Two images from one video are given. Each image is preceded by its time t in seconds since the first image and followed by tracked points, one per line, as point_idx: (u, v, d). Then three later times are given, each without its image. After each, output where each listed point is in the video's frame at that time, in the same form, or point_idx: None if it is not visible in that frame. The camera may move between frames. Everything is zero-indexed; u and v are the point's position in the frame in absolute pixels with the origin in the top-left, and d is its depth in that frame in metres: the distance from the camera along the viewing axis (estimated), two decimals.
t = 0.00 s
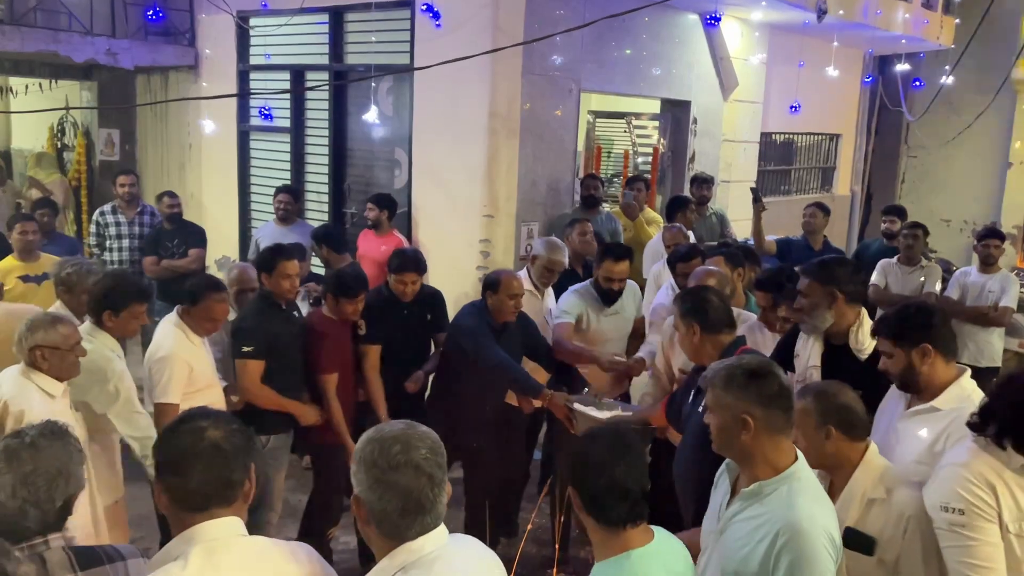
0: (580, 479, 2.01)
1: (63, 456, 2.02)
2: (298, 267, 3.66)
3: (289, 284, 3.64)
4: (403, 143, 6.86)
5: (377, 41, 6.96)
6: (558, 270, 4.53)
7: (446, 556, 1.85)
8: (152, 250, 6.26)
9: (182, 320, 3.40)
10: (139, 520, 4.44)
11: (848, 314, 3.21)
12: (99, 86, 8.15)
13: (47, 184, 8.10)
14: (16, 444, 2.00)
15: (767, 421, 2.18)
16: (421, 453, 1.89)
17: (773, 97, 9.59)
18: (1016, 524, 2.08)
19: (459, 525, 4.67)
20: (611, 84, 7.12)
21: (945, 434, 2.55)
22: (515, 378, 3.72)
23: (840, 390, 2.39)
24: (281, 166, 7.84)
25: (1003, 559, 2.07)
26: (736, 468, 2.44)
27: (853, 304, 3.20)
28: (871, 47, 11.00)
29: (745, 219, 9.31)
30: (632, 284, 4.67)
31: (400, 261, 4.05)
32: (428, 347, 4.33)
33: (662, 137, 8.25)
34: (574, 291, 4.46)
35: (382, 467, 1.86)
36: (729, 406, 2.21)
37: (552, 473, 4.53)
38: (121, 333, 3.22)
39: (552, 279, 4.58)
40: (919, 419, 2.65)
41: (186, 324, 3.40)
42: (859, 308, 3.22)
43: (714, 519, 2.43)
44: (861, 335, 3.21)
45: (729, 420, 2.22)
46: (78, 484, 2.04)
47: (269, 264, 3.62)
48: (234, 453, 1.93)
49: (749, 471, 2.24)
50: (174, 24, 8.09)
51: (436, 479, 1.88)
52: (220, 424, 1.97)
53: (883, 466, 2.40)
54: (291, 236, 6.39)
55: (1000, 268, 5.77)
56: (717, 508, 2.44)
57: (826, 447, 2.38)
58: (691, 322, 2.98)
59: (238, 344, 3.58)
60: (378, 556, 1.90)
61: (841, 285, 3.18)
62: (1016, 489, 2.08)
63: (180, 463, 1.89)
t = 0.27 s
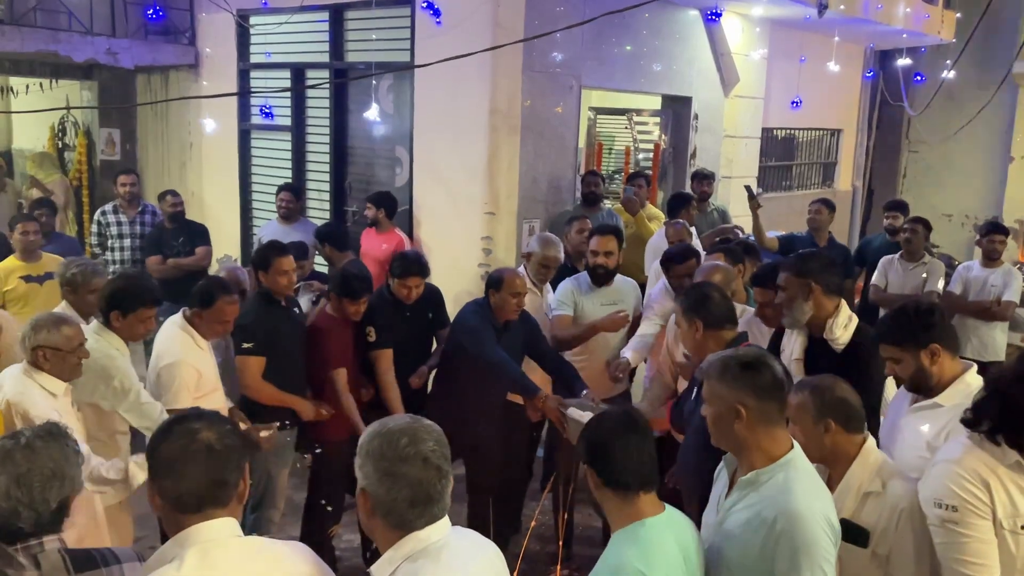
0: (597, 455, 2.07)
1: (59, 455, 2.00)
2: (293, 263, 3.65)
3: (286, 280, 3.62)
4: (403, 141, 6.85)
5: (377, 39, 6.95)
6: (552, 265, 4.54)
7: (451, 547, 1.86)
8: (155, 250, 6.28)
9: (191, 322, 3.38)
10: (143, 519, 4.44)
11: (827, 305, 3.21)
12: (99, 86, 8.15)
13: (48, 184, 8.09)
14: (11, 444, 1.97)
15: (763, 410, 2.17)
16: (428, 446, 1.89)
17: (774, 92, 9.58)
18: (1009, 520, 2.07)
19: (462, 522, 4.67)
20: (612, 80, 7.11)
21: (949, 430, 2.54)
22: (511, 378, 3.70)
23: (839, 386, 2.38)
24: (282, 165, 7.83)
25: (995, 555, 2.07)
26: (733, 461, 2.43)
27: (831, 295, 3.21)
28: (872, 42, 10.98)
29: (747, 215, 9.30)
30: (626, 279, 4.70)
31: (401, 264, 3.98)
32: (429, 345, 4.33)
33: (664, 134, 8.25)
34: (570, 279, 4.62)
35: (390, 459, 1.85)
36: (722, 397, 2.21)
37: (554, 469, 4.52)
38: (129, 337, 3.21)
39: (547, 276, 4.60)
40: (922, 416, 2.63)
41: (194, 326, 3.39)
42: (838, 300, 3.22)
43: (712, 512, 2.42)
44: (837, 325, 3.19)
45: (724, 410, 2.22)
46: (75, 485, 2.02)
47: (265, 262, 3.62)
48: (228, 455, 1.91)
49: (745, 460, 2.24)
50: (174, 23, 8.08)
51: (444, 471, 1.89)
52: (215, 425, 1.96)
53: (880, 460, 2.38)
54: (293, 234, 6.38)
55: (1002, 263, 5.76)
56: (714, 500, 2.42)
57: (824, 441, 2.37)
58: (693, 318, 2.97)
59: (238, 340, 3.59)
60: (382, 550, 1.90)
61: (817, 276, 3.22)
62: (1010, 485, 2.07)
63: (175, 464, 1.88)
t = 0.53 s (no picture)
0: (598, 442, 2.09)
1: (50, 453, 2.00)
2: (294, 256, 3.64)
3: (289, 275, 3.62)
4: (404, 138, 6.85)
5: (376, 35, 6.94)
6: (546, 260, 4.57)
7: (456, 540, 1.85)
8: (165, 246, 6.25)
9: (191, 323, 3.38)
10: (144, 517, 4.44)
11: (812, 297, 3.23)
12: (99, 85, 8.15)
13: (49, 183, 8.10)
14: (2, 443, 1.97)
15: (755, 394, 2.18)
16: (437, 440, 1.89)
17: (775, 86, 9.56)
18: (1004, 512, 2.03)
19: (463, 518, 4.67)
20: (612, 75, 7.09)
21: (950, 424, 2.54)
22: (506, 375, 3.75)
23: (835, 379, 2.39)
24: (283, 163, 7.83)
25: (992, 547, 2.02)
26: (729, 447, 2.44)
27: (814, 287, 3.22)
28: (872, 35, 10.95)
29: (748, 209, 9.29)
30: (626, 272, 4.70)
31: (401, 262, 3.99)
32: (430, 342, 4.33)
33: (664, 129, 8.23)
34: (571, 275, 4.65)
35: (401, 453, 1.85)
36: (716, 378, 2.23)
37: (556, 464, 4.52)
38: (122, 325, 3.26)
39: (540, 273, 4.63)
40: (923, 410, 2.64)
41: (194, 325, 3.39)
42: (823, 291, 3.24)
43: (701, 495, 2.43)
44: (822, 317, 3.21)
45: (716, 392, 2.23)
46: (66, 483, 2.01)
47: (266, 257, 3.60)
48: (219, 454, 1.91)
49: (736, 441, 2.25)
50: (173, 21, 8.07)
51: (452, 464, 1.90)
52: (206, 424, 1.95)
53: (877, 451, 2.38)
54: (295, 231, 6.38)
55: (1004, 255, 5.74)
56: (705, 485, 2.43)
57: (821, 433, 2.38)
58: (700, 312, 2.97)
59: (240, 336, 3.58)
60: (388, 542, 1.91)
61: (800, 270, 3.22)
62: (1002, 476, 2.03)
63: (164, 463, 1.87)
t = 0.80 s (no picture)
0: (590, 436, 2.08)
1: (44, 449, 2.01)
2: (294, 250, 3.63)
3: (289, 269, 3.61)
4: (403, 134, 6.84)
5: (375, 32, 6.93)
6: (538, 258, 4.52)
7: (457, 539, 1.86)
8: (170, 243, 6.24)
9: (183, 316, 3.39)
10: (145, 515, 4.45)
11: (795, 290, 3.30)
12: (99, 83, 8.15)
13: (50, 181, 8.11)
14: None
15: (738, 375, 2.21)
16: (436, 438, 1.89)
17: (775, 80, 9.55)
18: (995, 504, 2.02)
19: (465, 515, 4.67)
20: (611, 70, 7.08)
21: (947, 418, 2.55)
22: (507, 368, 3.75)
23: (838, 371, 2.36)
24: (282, 160, 7.83)
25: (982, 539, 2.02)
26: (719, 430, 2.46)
27: (798, 280, 3.29)
28: (873, 29, 10.92)
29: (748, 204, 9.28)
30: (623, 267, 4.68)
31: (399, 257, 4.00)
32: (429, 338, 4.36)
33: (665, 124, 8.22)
34: (569, 272, 4.64)
35: (401, 451, 1.86)
36: (700, 363, 2.25)
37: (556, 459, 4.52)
38: (117, 316, 3.34)
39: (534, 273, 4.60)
40: (917, 404, 2.64)
41: (187, 320, 3.39)
42: (807, 284, 3.30)
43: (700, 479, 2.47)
44: (802, 310, 3.28)
45: (700, 374, 2.25)
46: (60, 481, 2.01)
47: (267, 253, 3.59)
48: (209, 455, 1.91)
49: (725, 423, 2.28)
50: (172, 18, 8.05)
51: (451, 462, 1.90)
52: (198, 424, 1.95)
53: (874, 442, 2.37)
54: (295, 228, 6.38)
55: (1006, 248, 5.73)
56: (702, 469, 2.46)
57: (819, 424, 2.36)
58: (708, 308, 2.95)
59: (239, 333, 3.58)
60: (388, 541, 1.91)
61: (782, 263, 3.29)
62: (994, 468, 2.02)
63: (155, 461, 1.88)
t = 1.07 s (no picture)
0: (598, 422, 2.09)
1: (51, 445, 1.97)
2: (292, 250, 3.62)
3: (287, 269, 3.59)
4: (405, 131, 6.84)
5: (376, 29, 6.92)
6: (533, 254, 4.52)
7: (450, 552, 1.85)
8: (169, 241, 6.25)
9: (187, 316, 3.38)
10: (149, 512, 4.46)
11: (790, 286, 3.31)
12: (101, 82, 8.16)
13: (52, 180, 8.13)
14: (4, 439, 1.95)
15: (726, 369, 2.21)
16: (420, 448, 1.87)
17: (777, 76, 9.53)
18: (989, 501, 2.02)
19: (468, 512, 4.68)
20: (613, 67, 7.07)
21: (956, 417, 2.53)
22: (515, 361, 3.75)
23: (847, 369, 2.33)
24: (284, 158, 7.83)
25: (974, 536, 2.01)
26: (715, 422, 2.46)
27: (791, 276, 3.31)
28: (875, 24, 10.89)
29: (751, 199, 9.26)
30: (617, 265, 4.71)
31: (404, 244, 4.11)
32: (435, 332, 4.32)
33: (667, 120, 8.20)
34: (565, 272, 4.60)
35: (381, 460, 1.85)
36: (689, 358, 2.25)
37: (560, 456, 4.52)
38: (132, 316, 3.32)
39: (529, 272, 4.59)
40: (923, 401, 2.62)
41: (191, 320, 3.39)
42: (800, 280, 3.32)
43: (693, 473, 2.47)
44: (796, 305, 3.29)
45: (691, 368, 2.25)
46: (68, 479, 1.97)
47: (266, 253, 3.55)
48: (216, 451, 1.90)
49: (716, 415, 2.29)
50: (174, 17, 8.05)
51: (436, 473, 1.88)
52: (202, 421, 1.94)
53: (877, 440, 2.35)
54: (297, 227, 6.38)
55: (1009, 243, 5.72)
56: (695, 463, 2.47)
57: (824, 421, 2.33)
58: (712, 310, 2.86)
59: (242, 337, 3.55)
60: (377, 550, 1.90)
61: (775, 260, 3.33)
62: (990, 466, 2.01)
63: (159, 460, 1.87)
